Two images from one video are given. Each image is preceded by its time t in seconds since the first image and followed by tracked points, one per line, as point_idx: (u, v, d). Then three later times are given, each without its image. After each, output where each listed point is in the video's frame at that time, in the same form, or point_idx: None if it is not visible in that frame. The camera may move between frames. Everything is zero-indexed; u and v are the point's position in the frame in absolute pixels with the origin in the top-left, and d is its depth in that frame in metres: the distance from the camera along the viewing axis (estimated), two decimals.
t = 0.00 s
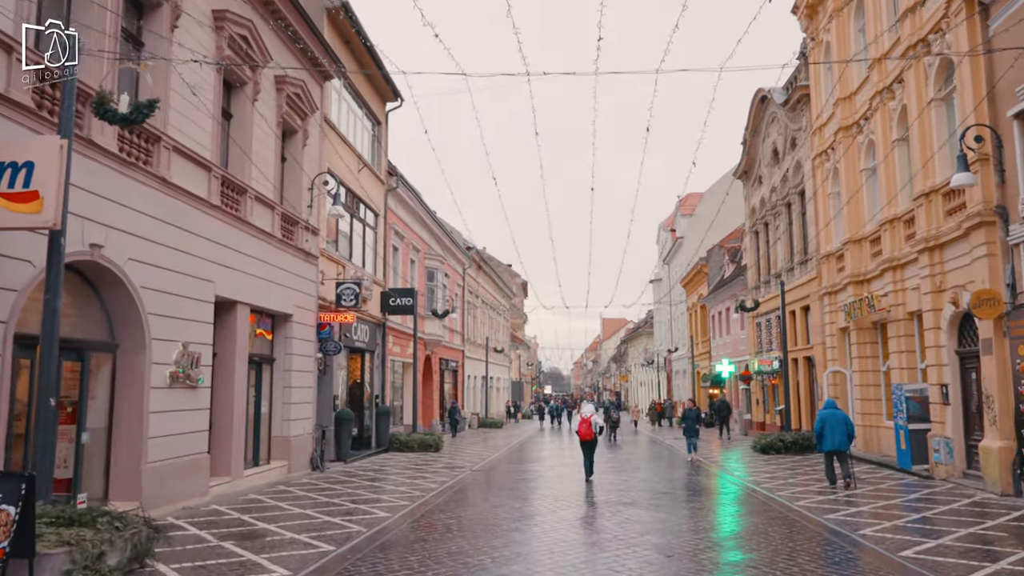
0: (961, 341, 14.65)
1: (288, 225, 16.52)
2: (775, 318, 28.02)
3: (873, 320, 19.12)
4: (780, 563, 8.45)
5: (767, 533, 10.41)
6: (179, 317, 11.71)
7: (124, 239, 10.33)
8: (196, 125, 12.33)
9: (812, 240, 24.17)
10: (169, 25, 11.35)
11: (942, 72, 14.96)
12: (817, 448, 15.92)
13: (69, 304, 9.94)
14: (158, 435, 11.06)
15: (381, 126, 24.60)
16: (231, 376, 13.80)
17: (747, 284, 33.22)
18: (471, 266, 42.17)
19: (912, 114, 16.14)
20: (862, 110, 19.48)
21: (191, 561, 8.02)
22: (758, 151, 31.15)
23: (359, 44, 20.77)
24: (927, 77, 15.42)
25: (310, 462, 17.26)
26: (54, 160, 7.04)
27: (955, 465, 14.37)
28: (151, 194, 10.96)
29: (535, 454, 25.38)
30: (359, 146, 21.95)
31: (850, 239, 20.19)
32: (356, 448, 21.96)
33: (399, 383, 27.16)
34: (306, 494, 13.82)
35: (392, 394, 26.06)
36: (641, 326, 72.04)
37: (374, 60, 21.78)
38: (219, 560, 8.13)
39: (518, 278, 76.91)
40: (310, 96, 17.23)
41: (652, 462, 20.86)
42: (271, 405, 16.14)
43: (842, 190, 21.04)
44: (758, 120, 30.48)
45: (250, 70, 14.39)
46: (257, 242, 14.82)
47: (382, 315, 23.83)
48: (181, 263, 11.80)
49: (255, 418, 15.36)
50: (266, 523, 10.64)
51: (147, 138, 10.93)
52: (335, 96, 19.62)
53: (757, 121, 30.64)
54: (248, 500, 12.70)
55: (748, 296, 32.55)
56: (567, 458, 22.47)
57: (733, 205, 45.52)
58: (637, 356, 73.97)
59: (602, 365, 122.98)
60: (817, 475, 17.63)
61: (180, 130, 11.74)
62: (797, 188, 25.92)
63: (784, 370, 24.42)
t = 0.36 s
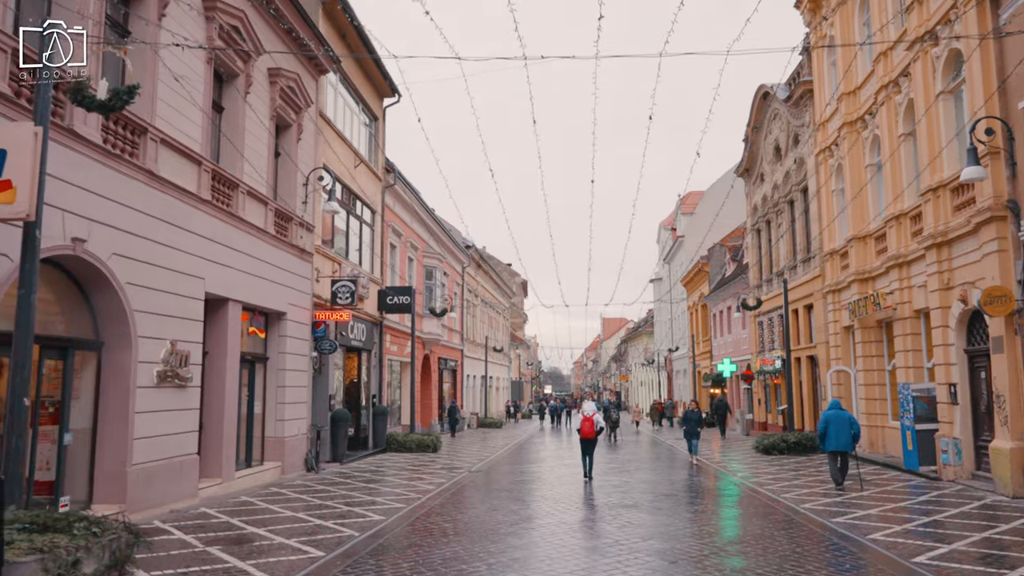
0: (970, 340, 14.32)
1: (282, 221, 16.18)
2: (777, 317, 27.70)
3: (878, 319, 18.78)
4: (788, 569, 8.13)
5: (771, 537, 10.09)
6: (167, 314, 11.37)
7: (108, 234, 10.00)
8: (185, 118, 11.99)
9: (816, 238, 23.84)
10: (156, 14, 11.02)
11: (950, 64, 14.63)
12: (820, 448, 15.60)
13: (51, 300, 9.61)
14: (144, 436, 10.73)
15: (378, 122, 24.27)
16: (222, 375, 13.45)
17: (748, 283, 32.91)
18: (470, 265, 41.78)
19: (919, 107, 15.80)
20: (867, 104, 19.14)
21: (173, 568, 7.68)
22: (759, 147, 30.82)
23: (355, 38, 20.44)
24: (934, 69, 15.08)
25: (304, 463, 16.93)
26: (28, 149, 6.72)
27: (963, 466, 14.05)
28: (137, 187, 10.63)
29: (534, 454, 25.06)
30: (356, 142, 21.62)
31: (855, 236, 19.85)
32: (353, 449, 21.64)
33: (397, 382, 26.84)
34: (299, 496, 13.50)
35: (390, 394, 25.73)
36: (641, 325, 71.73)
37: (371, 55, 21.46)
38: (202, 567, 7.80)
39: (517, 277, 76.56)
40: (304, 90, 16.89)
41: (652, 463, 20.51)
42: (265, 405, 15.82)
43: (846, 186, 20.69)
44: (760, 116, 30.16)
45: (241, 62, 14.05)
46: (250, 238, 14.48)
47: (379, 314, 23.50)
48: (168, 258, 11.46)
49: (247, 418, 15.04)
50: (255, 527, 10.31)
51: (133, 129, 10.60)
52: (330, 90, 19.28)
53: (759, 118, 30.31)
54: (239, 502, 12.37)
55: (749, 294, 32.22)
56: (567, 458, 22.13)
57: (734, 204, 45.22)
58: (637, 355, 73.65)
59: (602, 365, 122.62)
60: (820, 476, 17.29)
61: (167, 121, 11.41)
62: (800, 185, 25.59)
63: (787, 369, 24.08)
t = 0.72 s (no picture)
0: (980, 338, 13.97)
1: (276, 217, 15.83)
2: (781, 316, 27.35)
3: (885, 317, 18.43)
4: None
5: (780, 542, 9.76)
6: (154, 312, 11.02)
7: (93, 227, 9.65)
8: (174, 109, 11.65)
9: (820, 235, 23.50)
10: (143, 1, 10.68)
11: (960, 56, 14.28)
12: (824, 447, 15.28)
13: (31, 296, 9.26)
14: (130, 437, 10.37)
15: (375, 118, 23.91)
16: (213, 375, 13.09)
17: (751, 282, 32.57)
18: (470, 264, 41.44)
19: (927, 100, 15.45)
20: (873, 99, 18.79)
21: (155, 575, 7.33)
22: (762, 145, 30.47)
23: (352, 32, 20.08)
24: (943, 62, 14.73)
25: (300, 465, 16.58)
26: (1, 135, 6.38)
27: (975, 468, 13.71)
28: (124, 180, 10.29)
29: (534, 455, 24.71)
30: (353, 138, 21.27)
31: (861, 234, 19.50)
32: (350, 450, 21.30)
33: (396, 382, 26.51)
34: (293, 498, 13.15)
35: (388, 394, 25.38)
36: (642, 325, 71.45)
37: (368, 50, 21.12)
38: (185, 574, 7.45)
39: (517, 276, 76.22)
40: (299, 84, 16.54)
41: (656, 465, 20.16)
42: (259, 405, 15.46)
43: (852, 182, 20.33)
44: (763, 113, 29.82)
45: (234, 54, 13.71)
46: (243, 234, 14.12)
47: (377, 313, 23.14)
48: (156, 254, 11.10)
49: (241, 418, 14.70)
50: (244, 530, 9.97)
51: (119, 120, 10.26)
52: (326, 84, 18.93)
53: (762, 115, 29.97)
54: (230, 505, 12.01)
55: (752, 293, 31.88)
56: (568, 459, 21.77)
57: (736, 203, 44.86)
58: (638, 355, 73.31)
59: (603, 365, 122.28)
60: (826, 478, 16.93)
61: (155, 111, 11.05)
62: (804, 182, 25.26)
63: (792, 369, 23.72)
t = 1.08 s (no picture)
0: (990, 336, 13.65)
1: (269, 213, 15.50)
2: (783, 314, 27.04)
3: (890, 315, 18.10)
4: None
5: (785, 546, 9.43)
6: (140, 309, 10.69)
7: (75, 221, 9.33)
8: (162, 100, 11.31)
9: (823, 232, 23.17)
10: None
11: (969, 46, 13.95)
12: (827, 449, 14.95)
13: (10, 291, 8.93)
14: (115, 438, 10.05)
15: (373, 113, 23.59)
16: (203, 374, 12.75)
17: (753, 280, 32.25)
18: (469, 263, 41.14)
19: (935, 92, 15.11)
20: (878, 94, 18.46)
21: None
22: (764, 142, 30.15)
23: (348, 25, 19.76)
24: (952, 53, 14.39)
25: (294, 466, 16.26)
26: None
27: (983, 470, 13.38)
28: (108, 172, 9.96)
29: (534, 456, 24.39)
30: (349, 133, 20.94)
31: (865, 230, 19.18)
32: (346, 451, 20.99)
33: (393, 381, 26.18)
34: (285, 500, 12.81)
35: (385, 394, 25.08)
36: (642, 324, 71.11)
37: (364, 44, 20.78)
38: None
39: (516, 275, 75.92)
40: (293, 76, 16.21)
41: (657, 466, 19.84)
42: (251, 405, 15.15)
43: (857, 177, 20.00)
44: (765, 109, 29.50)
45: (225, 44, 13.37)
46: (234, 229, 13.79)
47: (374, 311, 22.82)
48: (142, 249, 10.77)
49: (232, 419, 14.38)
50: (232, 534, 9.64)
51: (104, 110, 9.92)
52: (321, 78, 18.60)
53: (764, 111, 29.65)
54: (220, 507, 11.69)
55: (753, 292, 31.56)
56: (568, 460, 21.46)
57: (738, 201, 44.54)
58: (638, 355, 73.05)
59: (603, 364, 121.97)
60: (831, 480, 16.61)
61: (141, 102, 10.72)
62: (806, 178, 24.93)
63: (794, 369, 23.41)
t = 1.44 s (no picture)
0: (999, 335, 13.32)
1: (261, 210, 15.16)
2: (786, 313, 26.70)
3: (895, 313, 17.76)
4: None
5: (791, 552, 9.08)
6: (125, 307, 10.35)
7: (54, 216, 8.99)
8: (147, 92, 10.98)
9: (826, 230, 22.84)
10: None
11: (978, 38, 13.61)
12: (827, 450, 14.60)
13: None
14: (97, 440, 9.71)
15: (369, 109, 23.25)
16: (192, 375, 12.42)
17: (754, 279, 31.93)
18: (468, 262, 40.83)
19: (942, 85, 14.77)
20: (882, 88, 18.14)
21: None
22: (765, 139, 29.81)
23: (343, 19, 19.42)
24: (960, 45, 14.04)
25: (287, 467, 15.93)
26: None
27: (993, 472, 13.00)
28: (90, 166, 9.63)
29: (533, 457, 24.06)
30: (345, 129, 20.60)
31: (869, 228, 18.85)
32: (342, 452, 20.65)
33: (390, 381, 25.84)
34: (276, 504, 12.45)
35: (382, 394, 24.75)
36: (642, 324, 70.79)
37: (360, 39, 20.45)
38: None
39: (516, 274, 75.61)
40: (286, 70, 15.87)
41: (657, 467, 19.51)
42: (243, 406, 14.81)
43: (861, 173, 19.65)
44: (767, 106, 29.17)
45: (215, 36, 13.03)
46: (224, 226, 13.46)
47: (370, 310, 22.48)
48: (127, 246, 10.44)
49: (223, 419, 14.05)
50: (218, 540, 9.30)
51: (86, 102, 9.59)
52: (315, 72, 18.26)
53: (766, 108, 29.32)
54: (209, 512, 11.36)
55: (755, 291, 31.23)
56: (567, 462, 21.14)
57: (739, 199, 44.21)
58: (638, 354, 72.71)
59: (603, 364, 121.66)
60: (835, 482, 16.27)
61: (125, 93, 10.39)
62: (809, 175, 24.60)
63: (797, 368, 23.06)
